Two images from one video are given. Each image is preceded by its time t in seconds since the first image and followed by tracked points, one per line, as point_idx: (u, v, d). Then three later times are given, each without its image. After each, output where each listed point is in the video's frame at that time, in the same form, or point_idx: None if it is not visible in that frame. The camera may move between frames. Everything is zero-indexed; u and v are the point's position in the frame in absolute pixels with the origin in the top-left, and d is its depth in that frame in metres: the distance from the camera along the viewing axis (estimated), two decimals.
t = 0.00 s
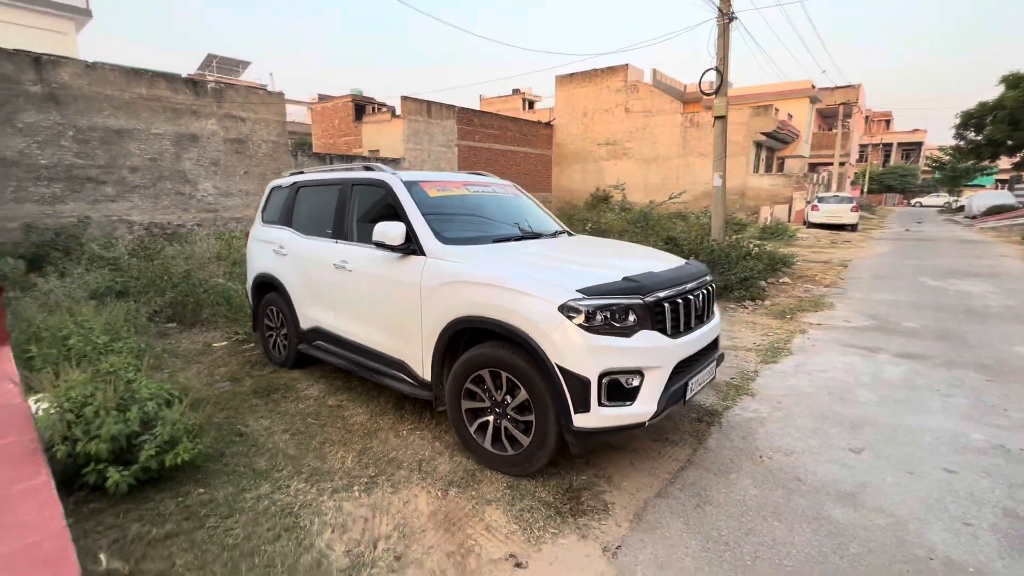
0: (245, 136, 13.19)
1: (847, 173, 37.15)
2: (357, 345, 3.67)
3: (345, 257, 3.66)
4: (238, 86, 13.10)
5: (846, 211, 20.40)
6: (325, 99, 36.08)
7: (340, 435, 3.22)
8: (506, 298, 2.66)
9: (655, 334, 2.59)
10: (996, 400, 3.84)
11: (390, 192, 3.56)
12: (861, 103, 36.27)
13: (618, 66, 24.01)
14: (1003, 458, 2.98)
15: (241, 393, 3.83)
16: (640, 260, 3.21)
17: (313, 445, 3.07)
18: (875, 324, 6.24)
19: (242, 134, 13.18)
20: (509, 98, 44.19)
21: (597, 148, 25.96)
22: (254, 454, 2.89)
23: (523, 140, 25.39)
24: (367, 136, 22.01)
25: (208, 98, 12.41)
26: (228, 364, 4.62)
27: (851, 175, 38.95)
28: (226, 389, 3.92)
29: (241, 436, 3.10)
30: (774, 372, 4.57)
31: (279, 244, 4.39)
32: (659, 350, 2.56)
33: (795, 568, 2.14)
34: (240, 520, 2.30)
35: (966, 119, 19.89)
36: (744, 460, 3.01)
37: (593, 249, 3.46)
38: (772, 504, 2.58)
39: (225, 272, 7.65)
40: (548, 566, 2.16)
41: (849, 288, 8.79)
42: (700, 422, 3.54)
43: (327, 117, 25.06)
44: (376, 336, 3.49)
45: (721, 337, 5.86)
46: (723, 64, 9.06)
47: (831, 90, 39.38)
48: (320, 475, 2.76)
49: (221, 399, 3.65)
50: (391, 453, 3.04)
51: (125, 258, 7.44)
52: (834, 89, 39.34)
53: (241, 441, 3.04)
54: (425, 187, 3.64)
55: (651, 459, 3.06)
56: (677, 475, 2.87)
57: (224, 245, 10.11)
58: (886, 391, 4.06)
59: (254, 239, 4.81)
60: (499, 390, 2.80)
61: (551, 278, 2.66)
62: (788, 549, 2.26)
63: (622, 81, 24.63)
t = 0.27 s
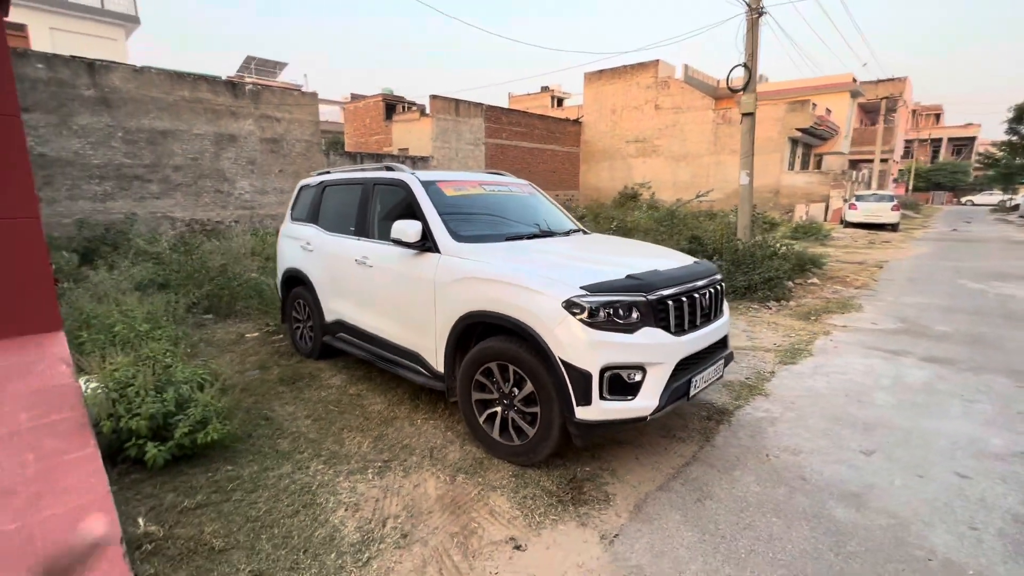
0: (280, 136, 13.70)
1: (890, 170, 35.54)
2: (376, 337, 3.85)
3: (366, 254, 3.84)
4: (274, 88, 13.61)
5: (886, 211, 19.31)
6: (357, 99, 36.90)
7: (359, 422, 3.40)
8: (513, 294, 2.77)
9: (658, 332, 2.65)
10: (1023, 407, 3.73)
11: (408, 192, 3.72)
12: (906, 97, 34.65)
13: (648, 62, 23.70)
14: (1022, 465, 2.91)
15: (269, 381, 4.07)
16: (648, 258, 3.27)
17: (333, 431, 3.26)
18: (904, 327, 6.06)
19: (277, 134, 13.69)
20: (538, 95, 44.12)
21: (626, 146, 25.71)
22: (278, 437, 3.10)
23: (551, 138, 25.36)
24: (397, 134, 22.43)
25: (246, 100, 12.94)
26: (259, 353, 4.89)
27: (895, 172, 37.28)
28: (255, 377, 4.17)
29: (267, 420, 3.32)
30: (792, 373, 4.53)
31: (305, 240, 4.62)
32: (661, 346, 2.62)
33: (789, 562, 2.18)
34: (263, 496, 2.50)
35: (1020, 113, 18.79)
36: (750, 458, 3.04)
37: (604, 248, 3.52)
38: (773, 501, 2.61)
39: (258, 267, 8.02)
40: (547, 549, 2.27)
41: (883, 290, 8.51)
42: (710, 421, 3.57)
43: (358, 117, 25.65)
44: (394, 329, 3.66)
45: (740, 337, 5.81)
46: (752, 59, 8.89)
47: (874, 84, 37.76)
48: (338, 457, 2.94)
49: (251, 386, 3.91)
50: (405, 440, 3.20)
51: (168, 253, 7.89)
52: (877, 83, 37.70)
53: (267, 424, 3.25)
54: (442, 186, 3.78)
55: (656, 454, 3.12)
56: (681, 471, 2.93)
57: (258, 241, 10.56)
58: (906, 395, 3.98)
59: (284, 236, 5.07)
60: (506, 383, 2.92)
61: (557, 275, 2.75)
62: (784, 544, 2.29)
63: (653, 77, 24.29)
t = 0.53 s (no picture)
0: (301, 142, 14.06)
1: (917, 179, 34.64)
2: (380, 338, 3.96)
3: (371, 257, 3.96)
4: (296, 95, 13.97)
5: (909, 220, 18.57)
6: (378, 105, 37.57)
7: (360, 421, 3.50)
8: (508, 298, 2.85)
9: (649, 337, 2.69)
10: None
11: (413, 197, 3.83)
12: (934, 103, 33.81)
13: (666, 69, 23.64)
14: None
15: (277, 380, 4.20)
16: (644, 265, 3.31)
17: (334, 428, 3.36)
18: (918, 339, 5.95)
19: (298, 139, 14.05)
20: (556, 102, 44.27)
21: (643, 152, 25.65)
22: (281, 433, 3.21)
23: (567, 144, 25.43)
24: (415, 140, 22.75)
25: (268, 106, 13.31)
26: (270, 353, 5.05)
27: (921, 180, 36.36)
28: (264, 375, 4.32)
29: (273, 417, 3.44)
30: (796, 382, 4.50)
31: (316, 244, 4.77)
32: (651, 352, 2.66)
33: (772, 569, 2.20)
34: (263, 489, 2.61)
35: None
36: (744, 466, 3.04)
37: (602, 255, 3.57)
38: (762, 508, 2.63)
39: (274, 269, 8.24)
40: (533, 548, 2.32)
41: (900, 300, 8.34)
42: (706, 428, 3.58)
43: (378, 123, 26.10)
44: (396, 330, 3.76)
45: (747, 346, 5.77)
46: (767, 66, 8.84)
47: (901, 90, 36.96)
48: (337, 454, 3.04)
49: (260, 384, 4.06)
50: (403, 439, 3.28)
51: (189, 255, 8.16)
52: (904, 89, 36.89)
53: (272, 421, 3.38)
54: (445, 193, 3.88)
55: (649, 459, 3.15)
56: (673, 476, 2.95)
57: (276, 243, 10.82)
58: (911, 407, 3.93)
59: (296, 239, 5.23)
60: (501, 385, 2.98)
61: (551, 280, 2.81)
62: (769, 551, 2.30)
63: (670, 84, 24.21)
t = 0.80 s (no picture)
0: (314, 141, 14.29)
1: (939, 180, 33.78)
2: (374, 335, 4.03)
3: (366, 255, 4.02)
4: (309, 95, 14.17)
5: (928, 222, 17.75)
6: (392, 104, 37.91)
7: (350, 415, 3.57)
8: (492, 296, 2.89)
9: (629, 337, 2.70)
10: None
11: (406, 196, 3.89)
12: (958, 102, 32.92)
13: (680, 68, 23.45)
14: (1016, 487, 2.81)
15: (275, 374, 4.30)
16: (632, 264, 3.31)
17: (325, 422, 3.43)
18: (925, 342, 5.84)
19: (310, 138, 14.27)
20: (569, 101, 44.23)
21: (655, 152, 25.48)
22: (273, 426, 3.29)
23: (579, 144, 25.37)
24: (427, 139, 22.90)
25: (282, 106, 13.52)
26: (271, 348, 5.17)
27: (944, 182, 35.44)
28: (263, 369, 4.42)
29: (266, 409, 3.52)
30: (792, 385, 4.46)
31: (315, 241, 4.86)
32: (631, 351, 2.67)
33: (744, 569, 2.20)
34: (248, 479, 2.68)
35: None
36: (728, 467, 3.04)
37: (591, 254, 3.57)
38: (742, 508, 2.62)
39: (283, 266, 8.40)
40: (508, 542, 2.36)
41: (911, 304, 8.17)
42: (694, 428, 3.57)
43: (391, 122, 26.32)
44: (388, 327, 3.82)
45: (746, 347, 5.73)
46: (776, 66, 8.75)
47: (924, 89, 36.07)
48: (325, 447, 3.11)
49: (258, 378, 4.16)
50: (392, 434, 3.34)
51: (200, 251, 8.34)
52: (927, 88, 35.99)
53: (265, 413, 3.46)
54: (438, 191, 3.93)
55: (633, 458, 3.16)
56: (655, 475, 2.96)
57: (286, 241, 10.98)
58: (907, 410, 3.88)
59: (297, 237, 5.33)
60: (486, 382, 3.01)
61: (534, 278, 2.84)
62: (743, 551, 2.30)
63: (684, 83, 24.00)
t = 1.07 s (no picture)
0: (330, 137, 14.48)
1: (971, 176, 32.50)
2: (370, 328, 4.08)
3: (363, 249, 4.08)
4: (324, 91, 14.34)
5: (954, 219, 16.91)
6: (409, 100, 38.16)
7: (345, 407, 3.63)
8: (479, 290, 2.91)
9: (614, 332, 2.68)
10: None
11: (402, 191, 3.93)
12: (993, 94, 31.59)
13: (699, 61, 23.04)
14: (1014, 492, 2.72)
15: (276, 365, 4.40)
16: (623, 260, 3.29)
17: (319, 413, 3.50)
18: (938, 343, 5.67)
19: (326, 134, 14.46)
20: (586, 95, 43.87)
21: (672, 147, 25.14)
22: (268, 416, 3.37)
23: (594, 139, 25.17)
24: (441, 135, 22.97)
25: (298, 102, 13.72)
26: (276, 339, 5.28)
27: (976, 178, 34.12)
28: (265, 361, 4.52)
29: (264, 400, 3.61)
30: (794, 383, 4.39)
31: (317, 236, 4.94)
32: (615, 347, 2.66)
33: (720, 566, 2.18)
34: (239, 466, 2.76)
35: None
36: (717, 465, 3.01)
37: (583, 249, 3.56)
38: (725, 507, 2.60)
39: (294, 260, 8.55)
40: (486, 534, 2.38)
41: (929, 303, 7.93)
42: (687, 426, 3.55)
43: (407, 118, 26.45)
44: (384, 320, 3.87)
45: (751, 345, 5.65)
46: (790, 58, 8.55)
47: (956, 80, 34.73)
48: (317, 437, 3.17)
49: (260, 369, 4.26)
50: (384, 425, 3.39)
51: (214, 245, 8.53)
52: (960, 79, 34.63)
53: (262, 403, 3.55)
54: (434, 186, 3.96)
55: (622, 454, 3.15)
56: (641, 472, 2.95)
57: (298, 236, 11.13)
58: (910, 411, 3.78)
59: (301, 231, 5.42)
60: (474, 375, 3.04)
61: (520, 273, 2.85)
62: (722, 548, 2.29)
63: (703, 76, 23.59)
